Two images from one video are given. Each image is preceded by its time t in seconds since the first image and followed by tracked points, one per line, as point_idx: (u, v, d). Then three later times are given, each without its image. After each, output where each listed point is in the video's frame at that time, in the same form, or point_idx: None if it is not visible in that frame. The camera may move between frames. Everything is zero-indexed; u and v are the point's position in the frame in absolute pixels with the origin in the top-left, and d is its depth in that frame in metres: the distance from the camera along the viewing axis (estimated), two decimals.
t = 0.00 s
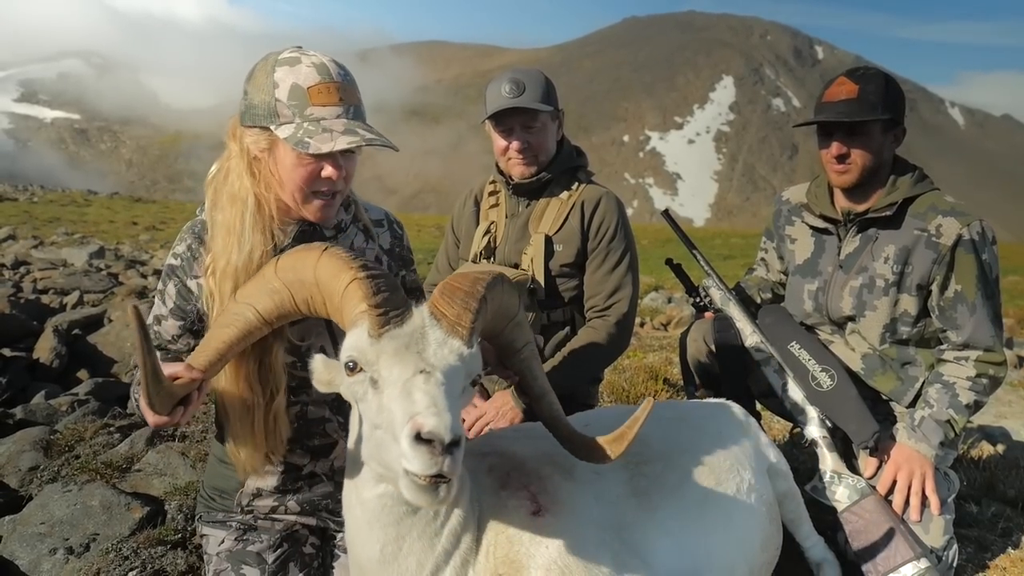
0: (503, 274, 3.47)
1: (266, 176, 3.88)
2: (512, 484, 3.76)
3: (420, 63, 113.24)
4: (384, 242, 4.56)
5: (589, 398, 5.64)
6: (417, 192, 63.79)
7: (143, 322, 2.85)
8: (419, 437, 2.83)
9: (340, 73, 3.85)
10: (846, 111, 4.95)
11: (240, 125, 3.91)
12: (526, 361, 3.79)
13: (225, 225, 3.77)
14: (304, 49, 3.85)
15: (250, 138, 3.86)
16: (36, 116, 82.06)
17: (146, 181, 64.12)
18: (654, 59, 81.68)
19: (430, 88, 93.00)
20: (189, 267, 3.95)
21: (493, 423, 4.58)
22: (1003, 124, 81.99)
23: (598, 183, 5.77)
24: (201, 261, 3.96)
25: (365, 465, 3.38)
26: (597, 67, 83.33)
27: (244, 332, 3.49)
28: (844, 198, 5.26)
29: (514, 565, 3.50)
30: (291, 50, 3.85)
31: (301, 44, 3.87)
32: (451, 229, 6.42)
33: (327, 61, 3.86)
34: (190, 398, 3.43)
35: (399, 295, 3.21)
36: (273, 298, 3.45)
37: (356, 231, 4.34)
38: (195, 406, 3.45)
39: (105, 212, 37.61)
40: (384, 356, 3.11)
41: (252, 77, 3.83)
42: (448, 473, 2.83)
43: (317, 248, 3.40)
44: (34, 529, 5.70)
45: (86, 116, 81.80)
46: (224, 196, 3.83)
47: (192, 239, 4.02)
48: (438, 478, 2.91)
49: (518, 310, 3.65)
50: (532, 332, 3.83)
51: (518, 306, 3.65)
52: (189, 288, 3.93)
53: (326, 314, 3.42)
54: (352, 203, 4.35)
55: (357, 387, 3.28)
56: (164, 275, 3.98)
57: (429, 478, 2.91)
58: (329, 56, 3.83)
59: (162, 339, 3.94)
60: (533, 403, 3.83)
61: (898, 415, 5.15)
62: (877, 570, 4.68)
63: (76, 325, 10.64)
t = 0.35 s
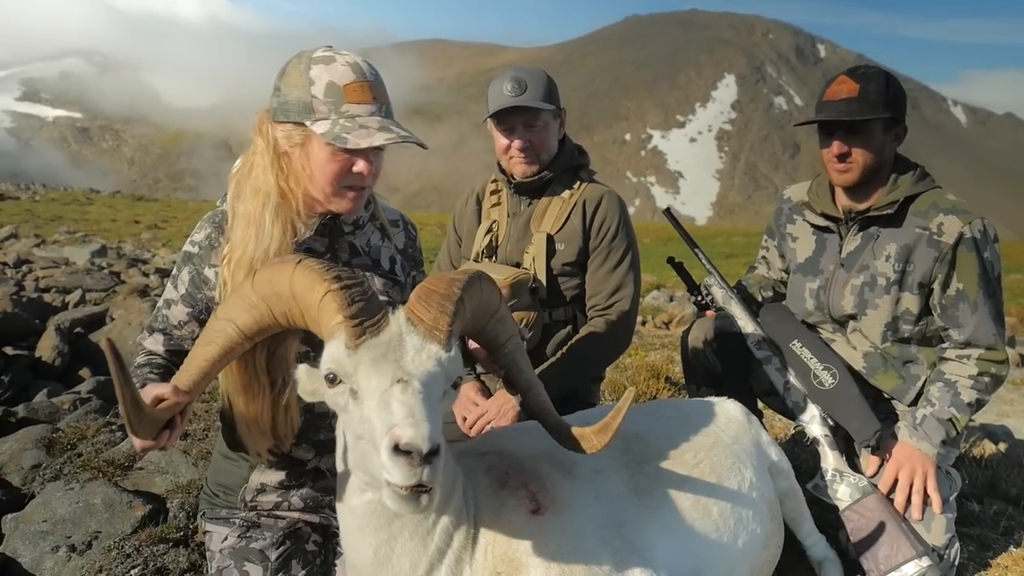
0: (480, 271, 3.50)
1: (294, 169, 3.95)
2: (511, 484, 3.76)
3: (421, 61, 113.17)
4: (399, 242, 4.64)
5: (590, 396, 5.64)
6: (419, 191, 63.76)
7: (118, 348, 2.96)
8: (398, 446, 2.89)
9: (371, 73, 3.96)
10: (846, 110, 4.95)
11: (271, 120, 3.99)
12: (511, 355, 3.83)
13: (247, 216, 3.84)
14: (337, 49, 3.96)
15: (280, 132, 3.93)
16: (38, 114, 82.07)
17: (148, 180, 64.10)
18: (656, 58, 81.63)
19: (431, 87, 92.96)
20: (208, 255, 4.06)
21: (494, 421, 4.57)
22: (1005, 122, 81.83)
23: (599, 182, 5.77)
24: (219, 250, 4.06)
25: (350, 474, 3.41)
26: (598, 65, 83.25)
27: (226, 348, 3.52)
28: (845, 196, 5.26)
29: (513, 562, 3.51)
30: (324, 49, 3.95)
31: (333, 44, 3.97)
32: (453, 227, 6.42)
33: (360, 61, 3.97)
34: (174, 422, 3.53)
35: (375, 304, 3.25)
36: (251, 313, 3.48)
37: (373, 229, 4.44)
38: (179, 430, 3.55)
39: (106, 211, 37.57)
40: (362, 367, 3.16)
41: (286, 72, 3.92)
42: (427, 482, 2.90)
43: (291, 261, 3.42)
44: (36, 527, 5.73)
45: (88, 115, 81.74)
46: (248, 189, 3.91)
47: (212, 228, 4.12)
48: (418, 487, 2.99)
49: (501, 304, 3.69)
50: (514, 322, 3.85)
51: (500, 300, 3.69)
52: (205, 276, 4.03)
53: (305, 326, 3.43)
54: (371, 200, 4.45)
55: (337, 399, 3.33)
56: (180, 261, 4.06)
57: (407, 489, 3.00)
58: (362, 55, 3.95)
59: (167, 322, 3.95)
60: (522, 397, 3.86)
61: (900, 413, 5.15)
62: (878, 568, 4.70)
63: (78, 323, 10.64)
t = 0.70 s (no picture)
0: (439, 267, 3.51)
1: (336, 169, 4.00)
2: (511, 481, 3.78)
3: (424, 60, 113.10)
4: (422, 243, 4.64)
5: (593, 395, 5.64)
6: (421, 189, 63.77)
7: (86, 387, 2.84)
8: (357, 444, 2.92)
9: (418, 79, 4.00)
10: (849, 108, 4.94)
11: (309, 121, 3.97)
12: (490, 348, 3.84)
13: (270, 216, 3.88)
14: (384, 54, 3.97)
15: (322, 133, 3.95)
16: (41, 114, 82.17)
17: (151, 179, 64.14)
18: (659, 56, 81.56)
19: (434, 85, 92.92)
20: (233, 243, 4.12)
21: (498, 419, 4.56)
22: (1009, 120, 81.63)
23: (603, 181, 5.76)
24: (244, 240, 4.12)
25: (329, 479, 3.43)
26: (601, 63, 83.16)
27: (208, 379, 3.60)
28: (847, 193, 5.26)
29: (513, 561, 3.50)
30: (372, 54, 3.95)
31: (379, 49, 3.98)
32: (457, 225, 6.43)
33: (406, 67, 4.00)
34: (159, 455, 3.46)
35: (335, 312, 3.29)
36: (224, 340, 3.55)
37: (397, 229, 4.48)
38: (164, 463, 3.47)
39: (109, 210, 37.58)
40: (325, 373, 3.18)
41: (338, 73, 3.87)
42: (389, 475, 2.93)
43: (253, 285, 3.49)
44: (41, 524, 5.76)
45: (91, 114, 81.81)
46: (276, 189, 3.94)
47: (238, 215, 4.19)
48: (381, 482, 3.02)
49: (471, 298, 3.70)
50: (491, 314, 3.86)
51: (470, 293, 3.70)
52: (230, 263, 4.09)
53: (276, 344, 3.47)
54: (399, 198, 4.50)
55: (310, 408, 3.38)
56: (205, 246, 4.13)
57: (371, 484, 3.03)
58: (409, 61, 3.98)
59: (186, 307, 3.98)
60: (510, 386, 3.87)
61: (904, 411, 5.15)
62: (882, 565, 4.70)
63: (82, 321, 10.66)
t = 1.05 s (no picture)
0: (429, 268, 3.52)
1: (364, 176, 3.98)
2: (516, 481, 3.78)
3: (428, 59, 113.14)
4: (441, 246, 4.68)
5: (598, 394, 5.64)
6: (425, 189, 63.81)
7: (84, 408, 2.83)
8: (335, 435, 2.90)
9: (448, 86, 3.99)
10: (854, 106, 4.94)
11: (337, 127, 3.93)
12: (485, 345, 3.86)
13: (289, 220, 3.85)
14: (416, 61, 3.93)
15: (350, 140, 3.92)
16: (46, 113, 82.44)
17: (155, 179, 64.26)
18: (663, 55, 81.49)
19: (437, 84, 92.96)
20: (254, 240, 4.10)
21: (503, 418, 4.58)
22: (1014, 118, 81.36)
23: (607, 180, 5.76)
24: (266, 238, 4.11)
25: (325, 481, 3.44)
26: (605, 62, 83.10)
27: (213, 396, 3.61)
28: (853, 192, 5.25)
29: (519, 559, 3.49)
30: (405, 61, 3.90)
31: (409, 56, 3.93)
32: (462, 225, 6.43)
33: (436, 74, 3.97)
34: (163, 468, 3.43)
35: (321, 315, 3.32)
36: (224, 353, 3.57)
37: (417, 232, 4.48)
38: (169, 476, 3.45)
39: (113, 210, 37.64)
40: (311, 373, 3.21)
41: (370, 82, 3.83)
42: (366, 463, 2.91)
43: (247, 296, 3.51)
44: (48, 522, 5.80)
45: (96, 114, 82.04)
46: (298, 193, 3.91)
47: (260, 213, 4.17)
48: (361, 471, 3.02)
49: (462, 296, 3.72)
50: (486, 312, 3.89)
51: (460, 291, 3.72)
52: (251, 260, 4.08)
53: (271, 354, 3.49)
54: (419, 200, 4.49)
55: (300, 411, 3.39)
56: (226, 242, 4.11)
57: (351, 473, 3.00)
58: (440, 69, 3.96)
59: (207, 301, 4.00)
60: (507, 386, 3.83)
61: (911, 410, 5.13)
62: (889, 564, 4.69)
63: (87, 320, 10.69)
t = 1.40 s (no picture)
0: (423, 264, 3.50)
1: (368, 176, 3.98)
2: (518, 480, 3.78)
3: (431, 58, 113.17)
4: (443, 243, 4.55)
5: (602, 393, 5.64)
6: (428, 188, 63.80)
7: (84, 428, 2.89)
8: (323, 451, 2.95)
9: (455, 86, 4.01)
10: (861, 106, 4.92)
11: (340, 127, 3.94)
12: (485, 340, 3.86)
13: (289, 221, 3.86)
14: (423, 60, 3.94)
15: (354, 141, 3.93)
16: (50, 112, 82.58)
17: (159, 178, 64.34)
18: (666, 55, 81.42)
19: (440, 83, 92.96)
20: (256, 241, 4.10)
21: (505, 419, 4.50)
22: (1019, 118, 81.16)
23: (612, 179, 5.75)
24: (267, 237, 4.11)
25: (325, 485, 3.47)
26: (608, 62, 83.05)
27: (217, 402, 3.63)
28: (858, 192, 5.24)
29: (521, 559, 3.49)
30: (413, 61, 3.92)
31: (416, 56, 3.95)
32: (466, 224, 6.43)
33: (443, 74, 3.98)
34: (172, 476, 3.52)
35: (313, 322, 3.31)
36: (224, 359, 3.58)
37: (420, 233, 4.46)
38: (176, 484, 3.53)
39: (117, 208, 37.66)
40: (303, 382, 3.22)
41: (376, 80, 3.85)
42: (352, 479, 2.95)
43: (245, 303, 3.50)
44: (52, 520, 5.82)
45: (100, 112, 82.16)
46: (298, 194, 3.92)
47: (261, 213, 4.16)
48: (349, 486, 3.06)
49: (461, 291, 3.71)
50: (488, 304, 3.88)
51: (459, 285, 3.70)
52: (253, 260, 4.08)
53: (269, 360, 3.49)
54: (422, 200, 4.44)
55: (297, 418, 3.41)
56: (227, 242, 4.11)
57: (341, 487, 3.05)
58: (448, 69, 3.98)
59: (210, 301, 3.99)
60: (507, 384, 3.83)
61: (915, 411, 5.13)
62: (892, 565, 4.69)
63: (91, 319, 10.71)
